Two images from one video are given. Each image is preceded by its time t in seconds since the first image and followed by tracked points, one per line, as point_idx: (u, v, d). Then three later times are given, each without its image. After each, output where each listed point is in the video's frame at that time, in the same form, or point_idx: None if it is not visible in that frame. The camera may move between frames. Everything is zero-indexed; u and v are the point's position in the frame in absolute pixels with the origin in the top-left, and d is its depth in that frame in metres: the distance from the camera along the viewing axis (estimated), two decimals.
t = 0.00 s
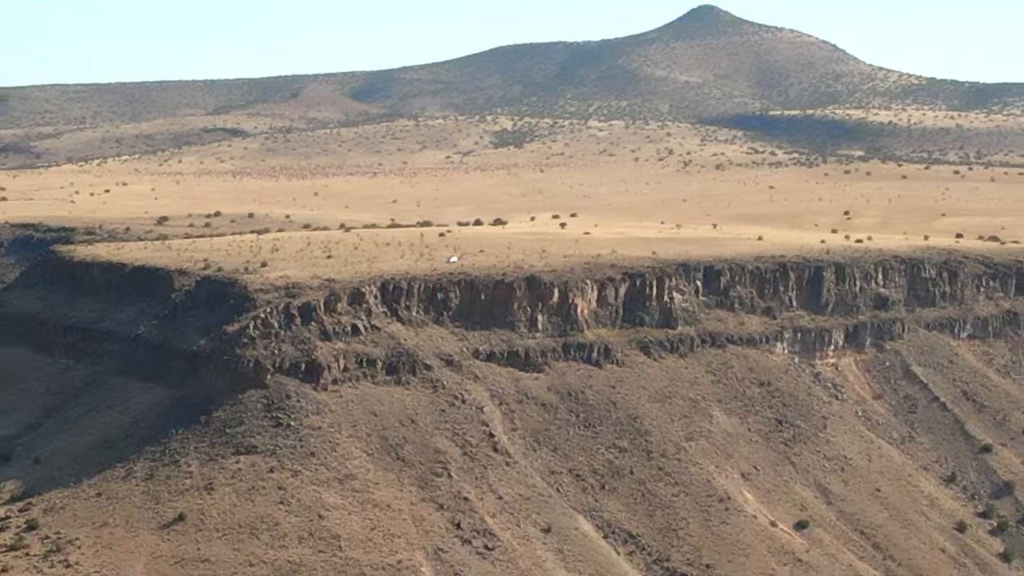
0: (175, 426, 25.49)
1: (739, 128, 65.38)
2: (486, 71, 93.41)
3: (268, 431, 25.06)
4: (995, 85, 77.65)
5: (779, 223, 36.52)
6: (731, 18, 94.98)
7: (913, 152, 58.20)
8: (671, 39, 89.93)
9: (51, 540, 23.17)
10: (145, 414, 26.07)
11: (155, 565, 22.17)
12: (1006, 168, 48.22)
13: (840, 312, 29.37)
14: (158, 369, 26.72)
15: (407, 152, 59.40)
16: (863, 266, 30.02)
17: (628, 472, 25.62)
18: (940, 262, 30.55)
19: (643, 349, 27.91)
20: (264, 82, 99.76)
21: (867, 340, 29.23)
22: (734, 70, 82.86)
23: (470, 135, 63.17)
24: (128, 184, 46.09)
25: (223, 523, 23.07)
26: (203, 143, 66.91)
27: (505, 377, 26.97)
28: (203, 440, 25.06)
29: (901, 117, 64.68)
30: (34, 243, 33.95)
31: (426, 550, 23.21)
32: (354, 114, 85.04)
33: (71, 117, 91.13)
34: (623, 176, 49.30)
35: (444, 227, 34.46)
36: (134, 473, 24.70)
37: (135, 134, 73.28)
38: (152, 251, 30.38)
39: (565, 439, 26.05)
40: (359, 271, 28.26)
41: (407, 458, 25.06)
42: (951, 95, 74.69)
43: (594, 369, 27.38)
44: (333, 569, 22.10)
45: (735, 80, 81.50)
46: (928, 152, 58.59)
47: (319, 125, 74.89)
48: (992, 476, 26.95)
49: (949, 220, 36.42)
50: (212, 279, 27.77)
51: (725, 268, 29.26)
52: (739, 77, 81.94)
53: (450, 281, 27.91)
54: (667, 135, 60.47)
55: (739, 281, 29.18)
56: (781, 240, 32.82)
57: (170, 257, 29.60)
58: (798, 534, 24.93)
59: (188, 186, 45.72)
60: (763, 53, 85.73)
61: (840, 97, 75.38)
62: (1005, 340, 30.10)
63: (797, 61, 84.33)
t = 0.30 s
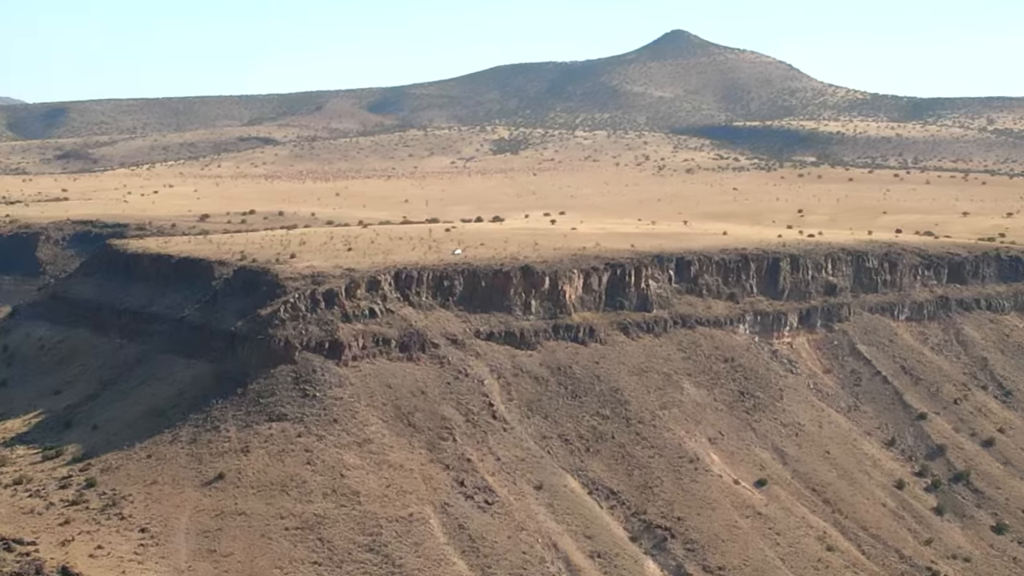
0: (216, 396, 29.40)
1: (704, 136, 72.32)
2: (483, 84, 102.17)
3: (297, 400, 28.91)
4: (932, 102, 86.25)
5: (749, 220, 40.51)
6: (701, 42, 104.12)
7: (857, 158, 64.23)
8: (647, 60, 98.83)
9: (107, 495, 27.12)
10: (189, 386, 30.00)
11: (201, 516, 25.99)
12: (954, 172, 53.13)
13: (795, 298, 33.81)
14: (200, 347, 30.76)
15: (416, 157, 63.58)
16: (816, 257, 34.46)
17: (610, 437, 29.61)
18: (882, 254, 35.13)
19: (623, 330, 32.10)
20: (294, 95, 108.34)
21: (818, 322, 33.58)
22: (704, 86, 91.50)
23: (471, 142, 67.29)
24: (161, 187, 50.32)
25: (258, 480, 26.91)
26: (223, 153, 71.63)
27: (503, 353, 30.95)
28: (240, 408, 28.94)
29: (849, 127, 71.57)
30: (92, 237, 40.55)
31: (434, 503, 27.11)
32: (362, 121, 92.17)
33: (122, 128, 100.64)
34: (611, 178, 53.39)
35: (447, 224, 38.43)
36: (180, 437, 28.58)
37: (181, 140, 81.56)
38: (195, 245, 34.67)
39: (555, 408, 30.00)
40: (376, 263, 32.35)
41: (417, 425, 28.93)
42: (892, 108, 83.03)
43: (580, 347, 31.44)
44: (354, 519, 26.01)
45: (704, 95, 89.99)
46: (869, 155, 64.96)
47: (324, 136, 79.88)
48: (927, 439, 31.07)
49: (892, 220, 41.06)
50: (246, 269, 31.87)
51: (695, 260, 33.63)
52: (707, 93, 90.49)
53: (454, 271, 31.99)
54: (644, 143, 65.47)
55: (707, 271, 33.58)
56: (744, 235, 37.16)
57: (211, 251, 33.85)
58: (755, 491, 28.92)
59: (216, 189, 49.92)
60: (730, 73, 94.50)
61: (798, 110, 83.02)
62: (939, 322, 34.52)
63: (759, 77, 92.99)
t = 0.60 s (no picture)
0: (251, 370, 33.90)
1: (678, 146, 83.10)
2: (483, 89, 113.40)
3: (322, 373, 33.40)
4: (875, 116, 98.49)
5: (720, 216, 45.44)
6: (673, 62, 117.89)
7: (810, 161, 74.92)
8: (627, 76, 113.82)
9: (157, 456, 31.44)
10: (227, 361, 34.56)
11: (238, 474, 30.28)
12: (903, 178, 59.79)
13: (755, 284, 39.30)
14: (238, 327, 35.39)
15: (422, 164, 69.36)
16: (774, 249, 39.97)
17: (594, 405, 34.43)
18: (830, 247, 40.94)
19: (606, 312, 37.15)
20: (322, 110, 123.53)
21: (775, 305, 39.06)
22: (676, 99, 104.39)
23: (472, 150, 73.97)
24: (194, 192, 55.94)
25: (288, 443, 31.31)
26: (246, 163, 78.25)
27: (500, 332, 35.78)
28: (273, 380, 33.44)
29: (801, 136, 82.92)
30: (141, 233, 48.19)
31: (441, 463, 31.74)
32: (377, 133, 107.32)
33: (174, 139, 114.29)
34: (597, 180, 58.74)
35: (451, 222, 43.03)
36: (221, 406, 33.04)
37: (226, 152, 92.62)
38: (232, 240, 39.59)
39: (546, 380, 34.80)
40: (390, 255, 37.19)
41: (427, 394, 33.56)
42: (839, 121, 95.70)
43: (569, 327, 36.42)
44: (372, 477, 30.56)
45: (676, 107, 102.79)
46: (811, 153, 77.04)
47: (333, 147, 86.62)
48: (870, 408, 36.33)
49: (841, 218, 47.11)
50: (277, 259, 36.60)
51: (669, 252, 38.96)
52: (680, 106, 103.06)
53: (459, 261, 36.93)
54: (624, 150, 73.00)
55: (678, 261, 38.92)
56: (710, 230, 42.69)
57: (247, 244, 38.76)
58: (719, 453, 33.97)
59: (240, 192, 55.09)
60: (699, 88, 107.82)
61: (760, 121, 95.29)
62: (880, 306, 40.22)
63: (724, 91, 105.80)
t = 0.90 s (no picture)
0: (279, 349, 38.40)
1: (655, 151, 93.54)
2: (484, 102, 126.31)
3: (341, 352, 37.91)
4: (832, 127, 109.98)
5: (695, 215, 50.80)
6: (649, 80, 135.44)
7: (773, 167, 84.79)
8: (610, 90, 129.16)
9: (195, 425, 35.85)
10: (258, 342, 39.15)
11: (267, 442, 34.71)
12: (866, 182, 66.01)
13: (724, 274, 44.88)
14: (267, 312, 40.07)
15: (430, 167, 78.09)
16: (741, 245, 45.54)
17: (581, 381, 39.44)
18: (791, 241, 46.68)
19: (592, 299, 42.50)
20: (340, 120, 136.26)
21: (742, 292, 44.57)
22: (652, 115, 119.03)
23: (474, 155, 86.49)
24: (225, 194, 61.45)
25: (312, 414, 35.81)
26: (266, 169, 84.98)
27: (498, 317, 40.78)
28: (297, 359, 37.90)
29: (764, 144, 93.92)
30: (181, 229, 52.49)
31: (446, 432, 36.44)
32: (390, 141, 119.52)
33: (208, 145, 127.32)
34: (588, 182, 64.62)
35: (455, 219, 47.99)
36: (252, 381, 37.51)
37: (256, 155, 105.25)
38: (262, 235, 44.57)
39: (539, 358, 39.79)
40: (401, 248, 42.10)
41: (434, 371, 38.25)
42: (800, 129, 108.20)
43: (559, 312, 41.60)
44: (385, 445, 35.16)
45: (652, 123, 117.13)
46: (781, 160, 86.45)
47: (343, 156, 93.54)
48: (826, 383, 41.63)
49: (799, 216, 53.18)
50: (301, 252, 41.41)
51: (649, 245, 44.33)
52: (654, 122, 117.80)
53: (462, 254, 41.86)
54: (610, 159, 79.83)
55: (656, 254, 44.42)
56: (684, 227, 48.24)
57: (275, 239, 43.75)
58: (690, 423, 39.03)
59: (262, 194, 60.13)
60: (673, 105, 122.04)
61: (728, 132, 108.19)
62: (835, 293, 45.91)
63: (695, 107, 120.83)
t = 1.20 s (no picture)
0: (301, 333, 43.03)
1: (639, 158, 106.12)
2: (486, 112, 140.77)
3: (356, 336, 42.47)
4: (798, 133, 122.82)
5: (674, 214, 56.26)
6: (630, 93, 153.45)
7: (742, 169, 96.83)
8: (598, 99, 147.10)
9: (227, 401, 40.36)
10: (281, 327, 43.80)
11: (290, 416, 39.16)
12: (835, 187, 71.70)
13: (699, 265, 50.51)
14: (291, 300, 44.83)
15: (433, 171, 86.22)
16: (714, 241, 51.47)
17: (572, 361, 44.28)
18: (759, 236, 52.44)
19: (581, 288, 47.62)
20: (355, 128, 150.51)
21: (715, 282, 50.20)
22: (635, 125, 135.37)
23: (475, 158, 93.19)
24: (249, 194, 66.66)
25: (330, 391, 40.29)
26: (284, 173, 91.67)
27: (497, 304, 45.75)
28: (317, 342, 42.48)
29: (736, 149, 106.69)
30: (214, 227, 56.96)
31: (450, 408, 41.03)
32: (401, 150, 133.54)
33: (235, 150, 140.57)
34: (581, 184, 70.16)
35: (459, 217, 53.00)
36: (277, 361, 42.10)
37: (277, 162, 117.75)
38: (286, 231, 49.65)
39: (533, 341, 44.64)
40: (411, 243, 47.12)
41: (440, 353, 42.90)
42: (767, 137, 122.65)
43: (552, 300, 46.69)
44: (396, 420, 39.73)
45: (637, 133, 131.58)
46: (751, 163, 99.33)
47: (353, 162, 100.00)
48: (791, 363, 46.90)
49: (768, 214, 59.03)
50: (322, 246, 46.28)
51: (631, 240, 50.05)
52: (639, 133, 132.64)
53: (464, 248, 46.89)
54: (600, 165, 86.26)
55: (638, 248, 49.95)
56: (664, 224, 53.73)
57: (297, 235, 48.67)
58: (668, 400, 43.87)
59: (282, 194, 65.10)
60: (654, 113, 140.34)
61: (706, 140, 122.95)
62: (799, 284, 51.47)
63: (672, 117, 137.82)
